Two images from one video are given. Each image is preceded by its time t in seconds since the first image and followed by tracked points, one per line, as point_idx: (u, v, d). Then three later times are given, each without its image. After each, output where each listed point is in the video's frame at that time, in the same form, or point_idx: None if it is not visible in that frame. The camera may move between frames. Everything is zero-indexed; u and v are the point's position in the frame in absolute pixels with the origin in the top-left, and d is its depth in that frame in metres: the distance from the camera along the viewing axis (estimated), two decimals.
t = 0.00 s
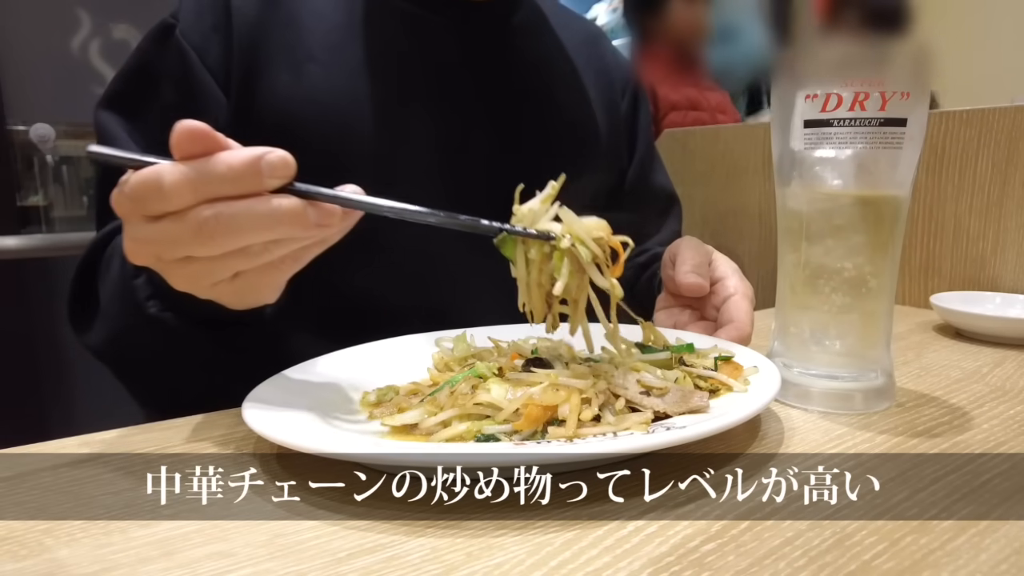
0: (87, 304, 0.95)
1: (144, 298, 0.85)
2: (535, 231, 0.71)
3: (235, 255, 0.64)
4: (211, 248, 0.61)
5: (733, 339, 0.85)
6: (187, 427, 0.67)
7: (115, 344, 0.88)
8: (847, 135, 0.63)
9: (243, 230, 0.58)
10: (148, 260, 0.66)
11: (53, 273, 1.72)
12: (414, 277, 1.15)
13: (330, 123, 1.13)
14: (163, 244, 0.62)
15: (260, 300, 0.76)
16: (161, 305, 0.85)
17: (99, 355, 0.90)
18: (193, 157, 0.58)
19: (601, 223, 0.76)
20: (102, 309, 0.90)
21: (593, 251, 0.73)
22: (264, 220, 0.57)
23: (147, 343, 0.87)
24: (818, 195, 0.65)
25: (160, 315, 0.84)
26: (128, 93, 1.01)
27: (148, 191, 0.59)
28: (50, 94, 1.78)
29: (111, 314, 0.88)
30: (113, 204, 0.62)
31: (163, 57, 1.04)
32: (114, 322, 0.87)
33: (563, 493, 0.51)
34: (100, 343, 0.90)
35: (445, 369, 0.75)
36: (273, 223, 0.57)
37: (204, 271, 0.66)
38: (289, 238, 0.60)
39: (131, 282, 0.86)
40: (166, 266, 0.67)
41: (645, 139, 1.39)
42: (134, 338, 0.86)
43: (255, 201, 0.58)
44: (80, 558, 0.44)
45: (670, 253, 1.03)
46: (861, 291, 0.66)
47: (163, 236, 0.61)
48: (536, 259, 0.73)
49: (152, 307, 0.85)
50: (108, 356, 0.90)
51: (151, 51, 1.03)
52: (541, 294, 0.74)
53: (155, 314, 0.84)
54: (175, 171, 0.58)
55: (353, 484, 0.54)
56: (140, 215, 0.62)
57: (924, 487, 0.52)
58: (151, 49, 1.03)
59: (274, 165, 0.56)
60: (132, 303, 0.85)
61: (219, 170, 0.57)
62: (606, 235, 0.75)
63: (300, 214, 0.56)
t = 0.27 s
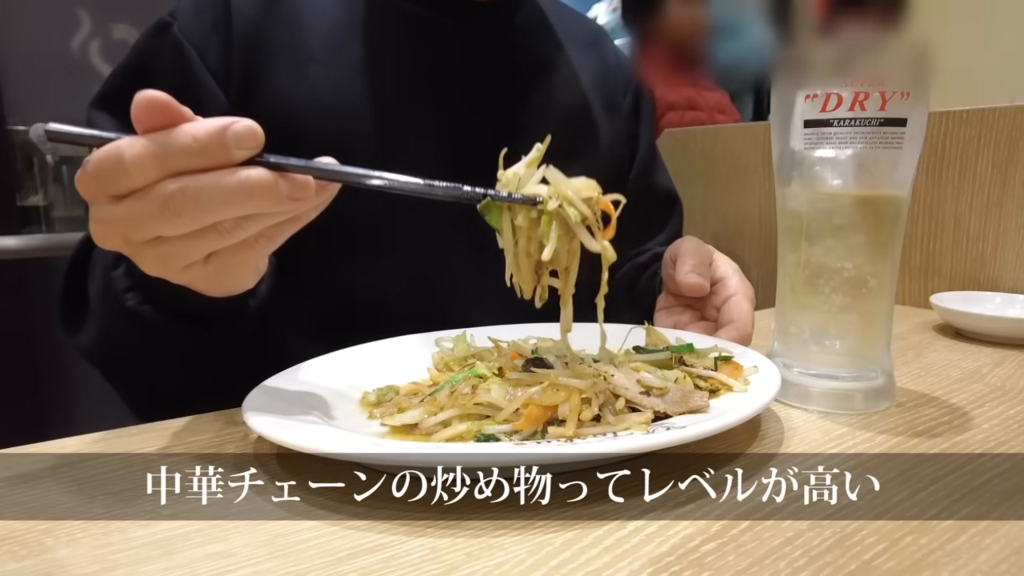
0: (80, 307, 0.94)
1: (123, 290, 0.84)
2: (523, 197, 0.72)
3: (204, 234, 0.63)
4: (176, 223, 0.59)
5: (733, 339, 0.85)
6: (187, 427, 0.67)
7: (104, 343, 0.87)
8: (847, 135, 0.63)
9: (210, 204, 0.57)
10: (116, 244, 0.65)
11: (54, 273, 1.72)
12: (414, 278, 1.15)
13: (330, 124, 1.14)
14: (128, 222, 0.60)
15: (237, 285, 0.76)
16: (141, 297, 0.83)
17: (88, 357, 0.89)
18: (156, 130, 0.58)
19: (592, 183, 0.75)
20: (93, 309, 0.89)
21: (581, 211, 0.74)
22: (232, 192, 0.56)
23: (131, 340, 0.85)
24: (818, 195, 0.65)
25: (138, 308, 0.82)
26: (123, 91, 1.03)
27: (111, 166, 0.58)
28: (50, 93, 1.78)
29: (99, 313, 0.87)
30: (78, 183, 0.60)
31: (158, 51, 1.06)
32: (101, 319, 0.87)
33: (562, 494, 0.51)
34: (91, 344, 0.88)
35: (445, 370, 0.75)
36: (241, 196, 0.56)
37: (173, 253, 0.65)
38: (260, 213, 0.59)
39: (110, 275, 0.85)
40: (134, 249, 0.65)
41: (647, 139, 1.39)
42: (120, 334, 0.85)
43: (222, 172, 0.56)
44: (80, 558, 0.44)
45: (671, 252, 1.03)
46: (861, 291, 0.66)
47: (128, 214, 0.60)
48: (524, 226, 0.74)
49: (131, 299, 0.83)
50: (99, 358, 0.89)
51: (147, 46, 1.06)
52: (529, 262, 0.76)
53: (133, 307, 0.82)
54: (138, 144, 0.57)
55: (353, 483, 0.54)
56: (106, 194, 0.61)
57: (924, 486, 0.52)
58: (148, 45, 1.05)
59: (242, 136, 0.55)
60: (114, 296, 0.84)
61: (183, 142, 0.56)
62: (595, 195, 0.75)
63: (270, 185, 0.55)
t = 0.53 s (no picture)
0: (74, 311, 0.93)
1: (114, 289, 0.84)
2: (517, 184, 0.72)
3: (192, 229, 0.63)
4: (163, 218, 0.59)
5: (733, 339, 0.85)
6: (188, 427, 0.67)
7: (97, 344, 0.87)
8: (847, 135, 0.63)
9: (198, 198, 0.57)
10: (102, 242, 0.64)
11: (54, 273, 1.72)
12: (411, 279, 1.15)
13: (331, 125, 1.14)
14: (113, 218, 0.60)
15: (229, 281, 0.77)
16: (131, 296, 0.84)
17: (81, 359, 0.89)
18: (139, 123, 0.58)
19: (588, 169, 0.75)
20: (86, 311, 0.89)
21: (577, 199, 0.73)
22: (221, 185, 0.56)
23: (123, 341, 0.85)
24: (818, 195, 0.65)
25: (129, 307, 0.83)
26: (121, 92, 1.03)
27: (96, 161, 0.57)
28: (50, 93, 1.78)
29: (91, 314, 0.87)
30: (61, 180, 0.60)
31: (156, 52, 1.06)
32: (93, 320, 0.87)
33: (563, 494, 0.51)
34: (84, 347, 0.88)
35: (445, 370, 0.75)
36: (229, 189, 0.56)
37: (160, 250, 0.65)
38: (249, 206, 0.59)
39: (100, 274, 0.85)
40: (120, 247, 0.65)
41: (648, 139, 1.38)
42: (110, 335, 0.85)
43: (209, 165, 0.56)
44: (80, 558, 0.44)
45: (671, 252, 1.03)
46: (861, 291, 0.66)
47: (115, 210, 0.59)
48: (519, 214, 0.74)
49: (122, 298, 0.83)
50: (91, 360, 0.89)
51: (145, 46, 1.05)
52: (525, 250, 0.76)
53: (124, 305, 0.83)
54: (122, 137, 0.56)
55: (353, 484, 0.54)
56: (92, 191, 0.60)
57: (924, 486, 0.52)
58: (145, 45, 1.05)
59: (229, 127, 0.55)
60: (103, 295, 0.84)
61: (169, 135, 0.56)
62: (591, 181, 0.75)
63: (259, 177, 0.55)
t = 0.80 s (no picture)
0: (74, 312, 0.93)
1: (112, 289, 0.84)
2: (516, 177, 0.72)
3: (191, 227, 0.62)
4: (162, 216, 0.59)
5: (733, 339, 0.85)
6: (187, 427, 0.67)
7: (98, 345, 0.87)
8: (847, 135, 0.63)
9: (197, 197, 0.56)
10: (102, 241, 0.65)
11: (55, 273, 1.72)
12: (411, 278, 1.15)
13: (331, 125, 1.14)
14: (115, 218, 0.60)
15: (229, 280, 0.77)
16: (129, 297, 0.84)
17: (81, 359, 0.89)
18: (137, 123, 0.57)
19: (586, 162, 0.76)
20: (86, 313, 0.89)
21: (576, 191, 0.73)
22: (218, 185, 0.55)
23: (123, 343, 0.85)
24: (818, 195, 0.65)
25: (127, 307, 0.83)
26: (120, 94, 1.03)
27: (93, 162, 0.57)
28: (50, 93, 1.78)
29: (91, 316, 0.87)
30: (60, 183, 0.60)
31: (156, 52, 1.06)
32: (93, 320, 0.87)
33: (563, 494, 0.51)
34: (84, 348, 0.88)
35: (445, 369, 0.75)
36: (227, 188, 0.55)
37: (162, 249, 0.65)
38: (247, 204, 0.59)
39: (98, 274, 0.85)
40: (122, 247, 0.65)
41: (650, 141, 1.38)
42: (109, 335, 0.85)
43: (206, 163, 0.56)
44: (81, 558, 0.44)
45: (671, 252, 1.03)
46: (861, 291, 0.66)
47: (115, 211, 0.59)
48: (518, 208, 0.74)
49: (120, 298, 0.84)
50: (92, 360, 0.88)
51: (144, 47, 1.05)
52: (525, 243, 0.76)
53: (122, 306, 0.83)
54: (119, 138, 0.56)
55: (353, 484, 0.54)
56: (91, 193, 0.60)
57: (924, 486, 0.52)
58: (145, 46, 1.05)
59: (226, 126, 0.54)
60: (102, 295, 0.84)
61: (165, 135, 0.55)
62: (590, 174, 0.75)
63: (256, 176, 0.55)
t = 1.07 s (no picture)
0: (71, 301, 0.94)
1: (98, 255, 0.80)
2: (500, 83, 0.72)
3: (174, 154, 0.59)
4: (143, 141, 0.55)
5: (733, 339, 0.85)
6: (187, 428, 0.67)
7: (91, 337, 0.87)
8: (847, 135, 0.63)
9: (183, 118, 0.53)
10: (81, 176, 0.60)
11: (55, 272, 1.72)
12: (411, 278, 1.15)
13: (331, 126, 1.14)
14: (92, 146, 0.56)
15: (215, 224, 0.76)
16: (117, 263, 0.81)
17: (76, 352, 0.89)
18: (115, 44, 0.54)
19: (573, 63, 0.77)
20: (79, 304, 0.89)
21: (565, 89, 0.74)
22: (204, 104, 0.52)
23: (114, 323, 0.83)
24: (818, 196, 0.65)
25: (115, 274, 0.80)
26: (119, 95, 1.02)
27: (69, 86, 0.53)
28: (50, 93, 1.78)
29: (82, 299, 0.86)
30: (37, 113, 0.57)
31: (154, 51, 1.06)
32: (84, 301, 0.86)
33: (563, 494, 0.51)
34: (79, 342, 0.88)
35: (445, 369, 0.75)
36: (212, 107, 0.53)
37: (143, 181, 0.61)
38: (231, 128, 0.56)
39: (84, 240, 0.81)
40: (100, 185, 0.61)
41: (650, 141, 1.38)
42: (99, 314, 0.84)
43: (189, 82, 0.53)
44: (81, 558, 0.44)
45: (671, 252, 1.03)
46: (861, 291, 0.66)
47: (91, 138, 0.55)
48: (506, 116, 0.74)
49: (107, 264, 0.80)
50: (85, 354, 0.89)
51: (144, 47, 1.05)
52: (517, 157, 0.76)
53: (109, 271, 0.80)
54: (96, 57, 0.52)
55: (353, 484, 0.54)
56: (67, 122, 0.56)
57: (924, 487, 0.52)
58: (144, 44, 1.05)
59: (209, 46, 0.52)
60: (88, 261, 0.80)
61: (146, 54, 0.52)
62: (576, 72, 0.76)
63: (242, 97, 0.53)
